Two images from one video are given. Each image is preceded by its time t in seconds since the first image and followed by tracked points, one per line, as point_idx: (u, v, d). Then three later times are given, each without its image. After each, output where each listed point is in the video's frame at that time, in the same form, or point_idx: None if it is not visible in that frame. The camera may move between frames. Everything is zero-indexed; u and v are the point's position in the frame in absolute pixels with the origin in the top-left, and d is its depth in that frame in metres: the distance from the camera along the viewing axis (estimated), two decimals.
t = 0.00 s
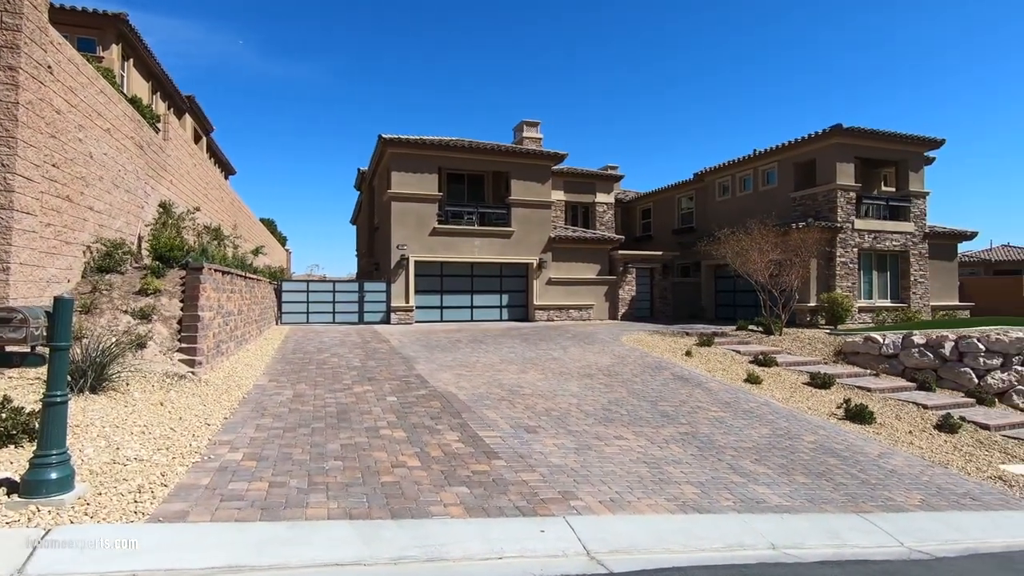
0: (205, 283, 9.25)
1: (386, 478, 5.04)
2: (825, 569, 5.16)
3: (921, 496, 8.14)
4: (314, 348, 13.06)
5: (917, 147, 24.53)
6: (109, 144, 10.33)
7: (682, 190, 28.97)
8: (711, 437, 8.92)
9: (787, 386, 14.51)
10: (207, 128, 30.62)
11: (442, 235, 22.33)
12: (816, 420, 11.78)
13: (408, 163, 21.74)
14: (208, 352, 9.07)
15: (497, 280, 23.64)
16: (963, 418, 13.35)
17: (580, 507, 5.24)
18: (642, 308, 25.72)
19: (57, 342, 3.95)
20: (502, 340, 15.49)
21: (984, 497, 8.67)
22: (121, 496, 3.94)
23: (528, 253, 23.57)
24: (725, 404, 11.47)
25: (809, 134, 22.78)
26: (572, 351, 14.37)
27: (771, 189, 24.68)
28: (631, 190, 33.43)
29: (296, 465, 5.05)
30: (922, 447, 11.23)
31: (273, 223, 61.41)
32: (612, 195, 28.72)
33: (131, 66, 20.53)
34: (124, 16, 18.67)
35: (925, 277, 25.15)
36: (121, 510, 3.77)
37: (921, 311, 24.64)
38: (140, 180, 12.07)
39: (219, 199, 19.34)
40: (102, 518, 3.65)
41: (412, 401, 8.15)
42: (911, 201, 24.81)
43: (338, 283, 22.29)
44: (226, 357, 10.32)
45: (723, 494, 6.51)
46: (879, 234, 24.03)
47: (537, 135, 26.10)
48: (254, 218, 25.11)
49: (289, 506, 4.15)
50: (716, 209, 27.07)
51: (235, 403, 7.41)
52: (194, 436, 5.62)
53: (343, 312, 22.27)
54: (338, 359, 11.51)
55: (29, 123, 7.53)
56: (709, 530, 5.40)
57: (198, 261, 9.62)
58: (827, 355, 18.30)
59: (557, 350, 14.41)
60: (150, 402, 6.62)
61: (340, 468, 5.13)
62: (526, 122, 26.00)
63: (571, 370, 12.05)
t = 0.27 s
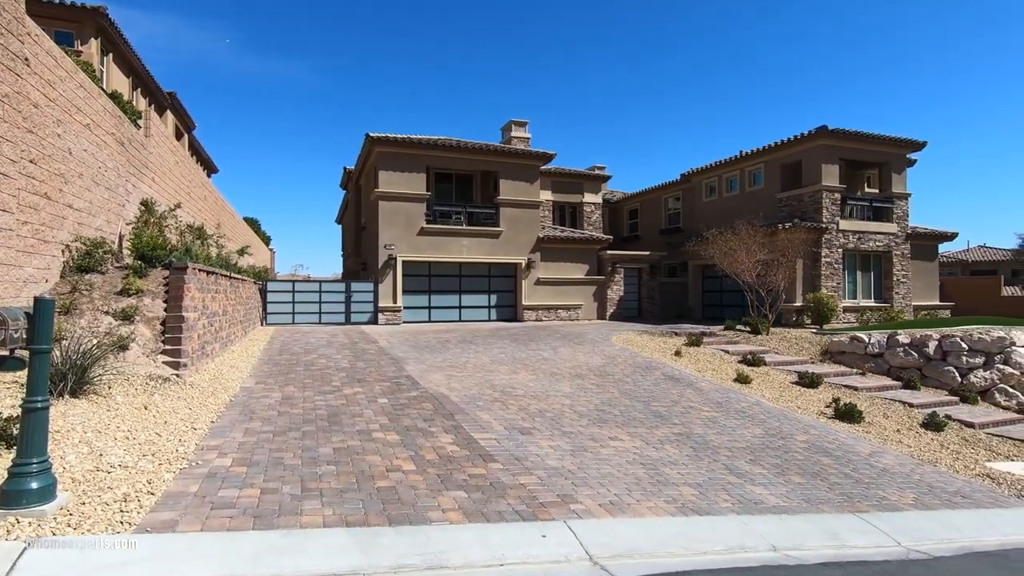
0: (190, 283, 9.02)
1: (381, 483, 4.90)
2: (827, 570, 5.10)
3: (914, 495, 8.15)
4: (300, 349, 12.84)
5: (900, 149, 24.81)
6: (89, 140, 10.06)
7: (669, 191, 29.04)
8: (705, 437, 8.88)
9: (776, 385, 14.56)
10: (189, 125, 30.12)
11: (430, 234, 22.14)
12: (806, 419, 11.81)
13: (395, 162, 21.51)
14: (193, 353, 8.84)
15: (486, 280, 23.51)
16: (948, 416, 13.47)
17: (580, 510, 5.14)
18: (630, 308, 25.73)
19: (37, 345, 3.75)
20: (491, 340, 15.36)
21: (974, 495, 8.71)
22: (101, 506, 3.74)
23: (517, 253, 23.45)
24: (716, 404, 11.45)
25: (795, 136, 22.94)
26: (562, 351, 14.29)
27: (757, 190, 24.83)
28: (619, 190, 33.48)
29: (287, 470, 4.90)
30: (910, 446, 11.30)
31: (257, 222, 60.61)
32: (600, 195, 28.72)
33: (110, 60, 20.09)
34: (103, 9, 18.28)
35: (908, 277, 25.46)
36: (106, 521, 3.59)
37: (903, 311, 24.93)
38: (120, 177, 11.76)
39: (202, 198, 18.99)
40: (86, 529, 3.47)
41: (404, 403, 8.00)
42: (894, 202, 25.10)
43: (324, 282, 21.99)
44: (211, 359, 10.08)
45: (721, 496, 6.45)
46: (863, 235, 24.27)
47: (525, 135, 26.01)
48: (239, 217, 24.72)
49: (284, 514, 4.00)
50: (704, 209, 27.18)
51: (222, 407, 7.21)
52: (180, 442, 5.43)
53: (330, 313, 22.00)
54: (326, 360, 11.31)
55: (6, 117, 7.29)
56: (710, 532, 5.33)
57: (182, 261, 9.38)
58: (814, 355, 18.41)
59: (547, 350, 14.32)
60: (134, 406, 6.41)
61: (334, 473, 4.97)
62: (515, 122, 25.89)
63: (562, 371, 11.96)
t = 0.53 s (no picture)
0: (180, 284, 8.81)
1: (384, 490, 4.76)
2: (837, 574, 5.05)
3: (914, 496, 8.13)
4: (292, 351, 12.63)
5: (888, 152, 25.04)
6: (74, 138, 9.81)
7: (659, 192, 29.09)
8: (704, 439, 8.82)
9: (770, 386, 14.57)
10: (174, 124, 29.70)
11: (421, 234, 21.97)
12: (801, 420, 11.81)
13: (386, 162, 21.31)
14: (184, 357, 8.64)
15: (478, 280, 23.37)
16: (940, 416, 13.56)
17: (588, 516, 5.04)
18: (622, 309, 25.72)
19: (29, 351, 3.58)
20: (484, 341, 15.24)
21: (971, 495, 8.73)
22: (96, 518, 3.57)
23: (509, 253, 23.35)
24: (713, 405, 11.41)
25: (785, 138, 23.05)
26: (556, 353, 14.20)
27: (748, 192, 24.93)
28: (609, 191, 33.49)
29: (287, 477, 4.75)
30: (905, 446, 11.34)
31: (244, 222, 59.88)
32: (591, 196, 28.71)
33: (94, 57, 19.72)
34: (88, 5, 17.94)
35: (895, 278, 25.68)
36: (101, 534, 3.42)
37: (891, 311, 25.14)
38: (106, 176, 11.50)
39: (189, 198, 18.67)
40: (81, 543, 3.30)
41: (401, 406, 7.85)
42: (882, 204, 25.31)
43: (314, 283, 21.74)
44: (201, 361, 9.87)
45: (726, 499, 6.39)
46: (852, 236, 24.44)
47: (516, 135, 25.92)
48: (226, 217, 24.38)
49: (286, 524, 3.86)
50: (695, 210, 27.23)
51: (216, 412, 7.02)
52: (174, 449, 5.25)
53: (320, 314, 21.75)
54: (318, 363, 11.13)
55: None
56: (718, 537, 5.25)
57: (171, 262, 9.17)
58: (806, 355, 18.48)
59: (541, 351, 14.22)
60: (124, 412, 6.22)
61: (334, 480, 4.83)
62: (506, 122, 25.78)
63: (557, 372, 11.87)
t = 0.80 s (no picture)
0: (168, 286, 8.65)
1: (384, 496, 4.66)
2: None
3: (908, 496, 8.16)
4: (282, 354, 12.46)
5: (874, 155, 25.30)
6: (59, 136, 9.61)
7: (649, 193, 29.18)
8: (701, 441, 8.79)
9: (762, 387, 14.62)
10: (159, 123, 29.30)
11: (411, 236, 21.83)
12: (794, 421, 11.84)
13: (376, 163, 21.16)
14: (173, 360, 8.47)
15: (468, 282, 23.26)
16: (928, 415, 13.66)
17: (591, 521, 4.98)
18: (612, 310, 25.74)
19: (20, 357, 3.44)
20: (477, 343, 15.14)
21: (964, 495, 8.79)
22: (91, 529, 3.46)
23: (499, 254, 23.26)
24: (706, 406, 11.42)
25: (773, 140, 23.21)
26: (549, 354, 14.14)
27: (737, 194, 25.07)
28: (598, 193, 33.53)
29: (285, 484, 4.64)
30: (896, 446, 11.41)
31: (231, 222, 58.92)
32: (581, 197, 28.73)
33: (77, 54, 19.39)
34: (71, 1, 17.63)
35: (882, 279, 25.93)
36: (97, 546, 3.31)
37: (878, 312, 25.37)
38: (91, 176, 11.28)
39: (175, 198, 18.39)
40: (76, 555, 3.18)
41: (396, 409, 7.75)
42: (868, 206, 25.55)
43: (303, 285, 21.51)
44: (190, 365, 9.69)
45: (727, 501, 6.35)
46: (839, 237, 24.64)
47: (506, 136, 25.86)
48: (213, 218, 24.07)
49: (287, 533, 3.76)
50: (684, 212, 27.33)
51: (207, 417, 6.87)
52: (166, 456, 5.12)
53: (309, 316, 21.50)
54: (310, 366, 10.97)
55: None
56: (721, 541, 5.21)
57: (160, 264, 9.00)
58: (795, 355, 18.59)
59: (533, 353, 14.16)
60: (113, 418, 6.06)
61: (333, 486, 4.72)
62: (496, 123, 25.72)
63: (551, 374, 11.80)
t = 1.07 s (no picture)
0: (153, 289, 8.53)
1: (379, 500, 4.63)
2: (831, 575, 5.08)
3: (893, 494, 8.28)
4: (269, 357, 12.34)
5: (856, 157, 25.67)
6: (39, 136, 9.45)
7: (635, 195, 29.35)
8: (690, 441, 8.86)
9: (748, 387, 14.77)
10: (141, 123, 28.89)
11: (399, 237, 21.74)
12: (781, 420, 11.98)
13: (363, 164, 21.04)
14: (158, 364, 8.36)
15: (456, 283, 23.21)
16: (910, 413, 13.88)
17: (585, 522, 4.99)
18: (600, 311, 25.84)
19: (10, 363, 3.37)
20: (465, 345, 15.12)
21: (946, 491, 8.94)
22: (82, 536, 3.40)
23: (487, 256, 23.24)
24: (694, 406, 11.51)
25: (758, 143, 23.47)
26: (538, 356, 14.16)
27: (722, 195, 25.29)
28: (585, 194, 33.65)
29: (277, 489, 4.59)
30: (879, 444, 11.59)
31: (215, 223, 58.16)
32: (568, 199, 28.81)
33: (56, 52, 19.05)
34: None
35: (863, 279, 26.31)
36: (88, 554, 3.25)
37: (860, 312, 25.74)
38: (73, 176, 11.10)
39: (158, 199, 18.14)
40: (67, 565, 3.12)
41: (387, 412, 7.70)
42: (850, 208, 25.91)
43: (289, 287, 21.32)
44: (176, 369, 9.56)
45: (717, 501, 6.40)
46: (822, 239, 24.95)
47: (494, 137, 25.87)
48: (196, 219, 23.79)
49: (282, 539, 3.72)
50: (670, 214, 27.51)
51: (195, 421, 6.78)
52: (155, 461, 5.05)
53: (295, 318, 21.31)
54: (297, 368, 10.88)
55: None
56: (714, 540, 5.24)
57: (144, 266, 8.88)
58: (780, 355, 18.77)
59: (522, 354, 14.17)
60: (99, 423, 5.95)
61: (327, 491, 4.69)
62: (484, 125, 25.71)
63: (540, 376, 11.81)
